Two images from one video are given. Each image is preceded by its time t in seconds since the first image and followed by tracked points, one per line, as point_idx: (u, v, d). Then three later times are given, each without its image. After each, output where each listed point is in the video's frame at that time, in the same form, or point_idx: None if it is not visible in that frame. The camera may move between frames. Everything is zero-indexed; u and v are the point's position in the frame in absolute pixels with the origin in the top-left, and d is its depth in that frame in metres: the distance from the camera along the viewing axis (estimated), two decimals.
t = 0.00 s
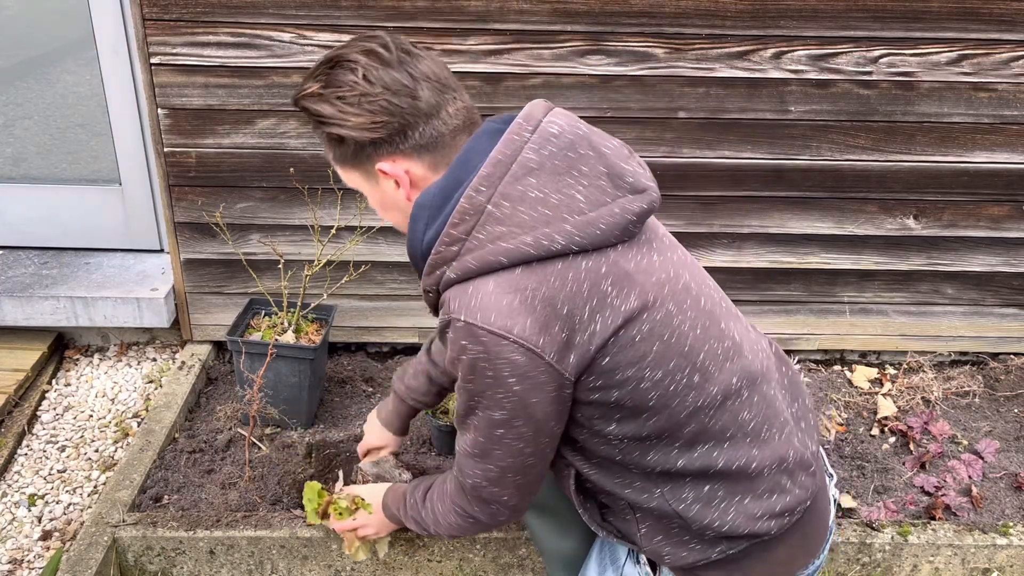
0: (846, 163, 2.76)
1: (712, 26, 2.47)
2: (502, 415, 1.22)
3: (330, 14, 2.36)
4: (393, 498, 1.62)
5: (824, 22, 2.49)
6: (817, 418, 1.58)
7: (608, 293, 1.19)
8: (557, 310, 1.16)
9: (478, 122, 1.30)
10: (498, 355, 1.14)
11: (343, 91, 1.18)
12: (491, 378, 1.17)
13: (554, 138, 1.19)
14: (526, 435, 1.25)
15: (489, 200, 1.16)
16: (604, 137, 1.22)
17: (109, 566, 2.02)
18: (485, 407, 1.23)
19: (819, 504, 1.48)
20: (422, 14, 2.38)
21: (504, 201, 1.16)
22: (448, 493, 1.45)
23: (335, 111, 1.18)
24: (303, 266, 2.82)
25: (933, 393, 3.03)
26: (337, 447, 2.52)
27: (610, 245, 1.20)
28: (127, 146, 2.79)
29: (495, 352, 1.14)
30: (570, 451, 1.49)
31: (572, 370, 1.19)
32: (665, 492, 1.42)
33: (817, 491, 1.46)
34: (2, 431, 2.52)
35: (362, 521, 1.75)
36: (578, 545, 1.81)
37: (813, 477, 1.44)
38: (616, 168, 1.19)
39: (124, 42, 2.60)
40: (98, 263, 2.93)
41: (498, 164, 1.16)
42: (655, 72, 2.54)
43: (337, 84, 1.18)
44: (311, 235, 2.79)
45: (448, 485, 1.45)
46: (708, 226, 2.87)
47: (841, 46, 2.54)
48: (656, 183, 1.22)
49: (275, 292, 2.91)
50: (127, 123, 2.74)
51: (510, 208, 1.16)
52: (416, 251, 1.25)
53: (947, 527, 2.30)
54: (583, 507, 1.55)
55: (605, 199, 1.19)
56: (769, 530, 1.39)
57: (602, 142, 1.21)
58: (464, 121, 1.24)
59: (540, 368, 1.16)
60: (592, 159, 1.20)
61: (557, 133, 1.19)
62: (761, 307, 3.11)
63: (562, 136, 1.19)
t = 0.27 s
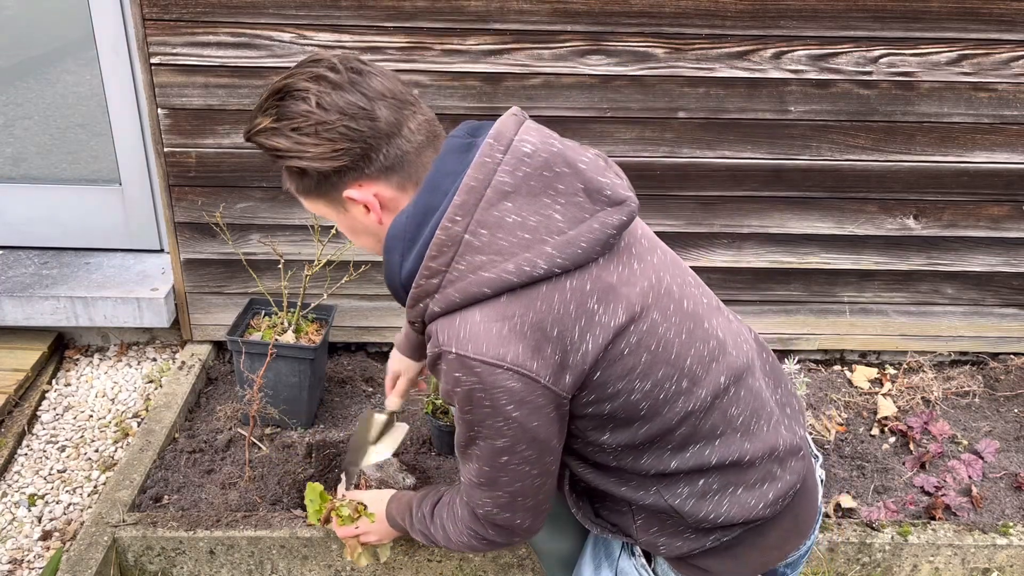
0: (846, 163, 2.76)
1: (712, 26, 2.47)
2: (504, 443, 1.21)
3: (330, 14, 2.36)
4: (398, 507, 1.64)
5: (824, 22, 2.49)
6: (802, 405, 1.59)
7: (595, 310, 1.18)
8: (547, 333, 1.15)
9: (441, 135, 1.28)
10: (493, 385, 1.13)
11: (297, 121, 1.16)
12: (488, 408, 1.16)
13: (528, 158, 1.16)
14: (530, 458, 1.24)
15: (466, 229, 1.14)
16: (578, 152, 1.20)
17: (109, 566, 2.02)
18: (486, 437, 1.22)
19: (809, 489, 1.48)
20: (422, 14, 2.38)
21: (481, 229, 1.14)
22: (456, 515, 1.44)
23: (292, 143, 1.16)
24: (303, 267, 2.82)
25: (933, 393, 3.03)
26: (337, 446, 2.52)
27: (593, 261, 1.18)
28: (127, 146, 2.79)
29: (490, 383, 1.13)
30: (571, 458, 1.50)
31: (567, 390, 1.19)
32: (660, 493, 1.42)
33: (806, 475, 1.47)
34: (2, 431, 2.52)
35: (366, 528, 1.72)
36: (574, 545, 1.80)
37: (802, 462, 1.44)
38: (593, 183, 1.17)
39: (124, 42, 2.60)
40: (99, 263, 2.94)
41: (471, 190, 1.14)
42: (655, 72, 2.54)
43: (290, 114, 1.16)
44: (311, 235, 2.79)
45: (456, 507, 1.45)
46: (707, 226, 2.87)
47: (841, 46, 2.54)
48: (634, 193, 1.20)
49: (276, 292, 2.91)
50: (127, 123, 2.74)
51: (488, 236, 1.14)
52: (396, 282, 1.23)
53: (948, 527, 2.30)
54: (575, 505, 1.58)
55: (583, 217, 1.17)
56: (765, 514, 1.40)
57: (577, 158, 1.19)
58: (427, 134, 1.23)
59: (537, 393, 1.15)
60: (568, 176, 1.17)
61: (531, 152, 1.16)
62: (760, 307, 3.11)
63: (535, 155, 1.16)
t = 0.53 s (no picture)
0: (846, 163, 2.76)
1: (712, 26, 2.47)
2: (511, 438, 1.19)
3: (330, 14, 2.36)
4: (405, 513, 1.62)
5: (824, 22, 2.49)
6: (798, 407, 1.59)
7: (598, 296, 1.18)
8: (553, 318, 1.14)
9: (438, 140, 1.29)
10: (501, 373, 1.11)
11: (295, 118, 1.16)
12: (496, 399, 1.14)
13: (524, 147, 1.17)
14: (538, 454, 1.22)
15: (467, 216, 1.14)
16: (572, 142, 1.21)
17: (109, 566, 2.02)
18: (493, 432, 1.19)
19: (804, 491, 1.49)
20: (422, 14, 2.38)
21: (482, 216, 1.14)
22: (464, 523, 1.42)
23: (288, 139, 1.16)
24: (303, 267, 2.82)
25: (933, 393, 3.03)
26: (337, 447, 2.55)
27: (592, 248, 1.19)
28: (127, 146, 2.79)
29: (497, 371, 1.10)
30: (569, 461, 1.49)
31: (574, 377, 1.18)
32: (659, 493, 1.41)
33: (802, 479, 1.48)
34: (1, 431, 2.52)
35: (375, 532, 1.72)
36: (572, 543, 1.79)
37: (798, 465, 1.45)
38: (588, 170, 1.19)
39: (124, 42, 2.60)
40: (99, 263, 2.94)
41: (470, 180, 1.14)
42: (655, 72, 2.54)
43: (288, 110, 1.16)
44: (311, 235, 2.79)
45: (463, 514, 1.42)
46: (707, 226, 2.87)
47: (841, 46, 2.54)
48: (626, 182, 1.22)
49: (276, 293, 2.91)
50: (127, 123, 2.74)
51: (490, 222, 1.14)
52: (394, 278, 1.23)
53: (948, 527, 2.30)
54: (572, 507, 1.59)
55: (582, 204, 1.17)
56: (761, 520, 1.40)
57: (571, 147, 1.20)
58: (423, 137, 1.23)
59: (544, 381, 1.13)
60: (564, 165, 1.18)
61: (526, 141, 1.18)
62: (760, 307, 3.11)
63: (531, 145, 1.18)
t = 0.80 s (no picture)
0: (846, 163, 2.76)
1: (712, 26, 2.47)
2: (508, 436, 1.18)
3: (330, 14, 2.36)
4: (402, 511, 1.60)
5: (824, 22, 2.49)
6: (798, 408, 1.59)
7: (597, 297, 1.17)
8: (552, 317, 1.13)
9: (439, 128, 1.29)
10: (498, 370, 1.10)
11: (296, 106, 1.16)
12: (492, 396, 1.13)
13: (529, 142, 1.16)
14: (535, 454, 1.21)
15: (468, 213, 1.13)
16: (579, 138, 1.20)
17: (109, 566, 2.02)
18: (491, 429, 1.19)
19: (802, 490, 1.49)
20: (422, 14, 2.38)
21: (484, 213, 1.13)
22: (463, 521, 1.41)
23: (290, 128, 1.16)
24: (303, 267, 2.82)
25: (933, 393, 3.03)
26: (337, 446, 2.55)
27: (593, 247, 1.18)
28: (127, 146, 2.79)
29: (495, 367, 1.10)
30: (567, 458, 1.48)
31: (571, 377, 1.18)
32: (656, 492, 1.41)
33: (800, 479, 1.48)
34: (2, 431, 2.52)
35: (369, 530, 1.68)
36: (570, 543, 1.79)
37: (796, 464, 1.46)
38: (594, 169, 1.18)
39: (124, 42, 2.60)
40: (99, 263, 2.94)
41: (472, 174, 1.14)
42: (655, 72, 2.54)
43: (288, 99, 1.17)
44: (311, 235, 2.79)
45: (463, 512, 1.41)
46: (707, 226, 2.87)
47: (841, 46, 2.54)
48: (633, 182, 1.22)
49: (276, 293, 2.91)
50: (127, 123, 2.74)
51: (490, 219, 1.13)
52: (395, 271, 1.22)
53: (948, 527, 2.30)
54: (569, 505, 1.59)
55: (585, 202, 1.17)
56: (758, 519, 1.40)
57: (577, 144, 1.20)
58: (424, 124, 1.23)
59: (543, 379, 1.13)
60: (569, 162, 1.18)
61: (532, 137, 1.17)
62: (760, 307, 3.11)
63: (537, 140, 1.17)
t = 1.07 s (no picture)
0: (846, 163, 2.76)
1: (712, 26, 2.47)
2: (529, 441, 1.19)
3: (330, 14, 2.36)
4: (415, 507, 1.62)
5: (824, 22, 2.49)
6: (802, 409, 1.60)
7: (613, 298, 1.18)
8: (570, 322, 1.14)
9: (443, 143, 1.29)
10: (519, 377, 1.11)
11: (300, 131, 1.16)
12: (514, 403, 1.14)
13: (538, 151, 1.17)
14: (555, 458, 1.22)
15: (484, 221, 1.13)
16: (585, 145, 1.21)
17: (109, 566, 2.02)
18: (511, 436, 1.20)
19: (810, 491, 1.49)
20: (422, 14, 2.38)
21: (499, 221, 1.14)
22: (477, 523, 1.41)
23: (296, 153, 1.16)
24: (303, 267, 2.82)
25: (933, 393, 3.03)
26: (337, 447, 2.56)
27: (606, 250, 1.19)
28: (127, 146, 2.79)
29: (516, 375, 1.11)
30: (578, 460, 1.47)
31: (591, 380, 1.18)
32: (669, 492, 1.41)
33: (809, 480, 1.49)
34: (2, 431, 2.52)
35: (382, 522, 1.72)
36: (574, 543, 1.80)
37: (804, 464, 1.46)
38: (601, 174, 1.19)
39: (124, 42, 2.60)
40: (98, 263, 2.93)
41: (485, 184, 1.14)
42: (655, 72, 2.54)
43: (292, 125, 1.16)
44: (311, 235, 2.79)
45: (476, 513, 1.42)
46: (707, 226, 2.87)
47: (841, 46, 2.54)
48: (638, 184, 1.23)
49: (276, 292, 2.91)
50: (127, 123, 2.74)
51: (506, 227, 1.13)
52: (408, 285, 1.22)
53: (948, 527, 2.30)
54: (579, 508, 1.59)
55: (596, 207, 1.18)
56: (770, 519, 1.40)
57: (583, 150, 1.21)
58: (429, 140, 1.23)
59: (563, 384, 1.14)
60: (578, 168, 1.19)
61: (541, 144, 1.17)
62: (760, 307, 3.11)
63: (546, 148, 1.17)
